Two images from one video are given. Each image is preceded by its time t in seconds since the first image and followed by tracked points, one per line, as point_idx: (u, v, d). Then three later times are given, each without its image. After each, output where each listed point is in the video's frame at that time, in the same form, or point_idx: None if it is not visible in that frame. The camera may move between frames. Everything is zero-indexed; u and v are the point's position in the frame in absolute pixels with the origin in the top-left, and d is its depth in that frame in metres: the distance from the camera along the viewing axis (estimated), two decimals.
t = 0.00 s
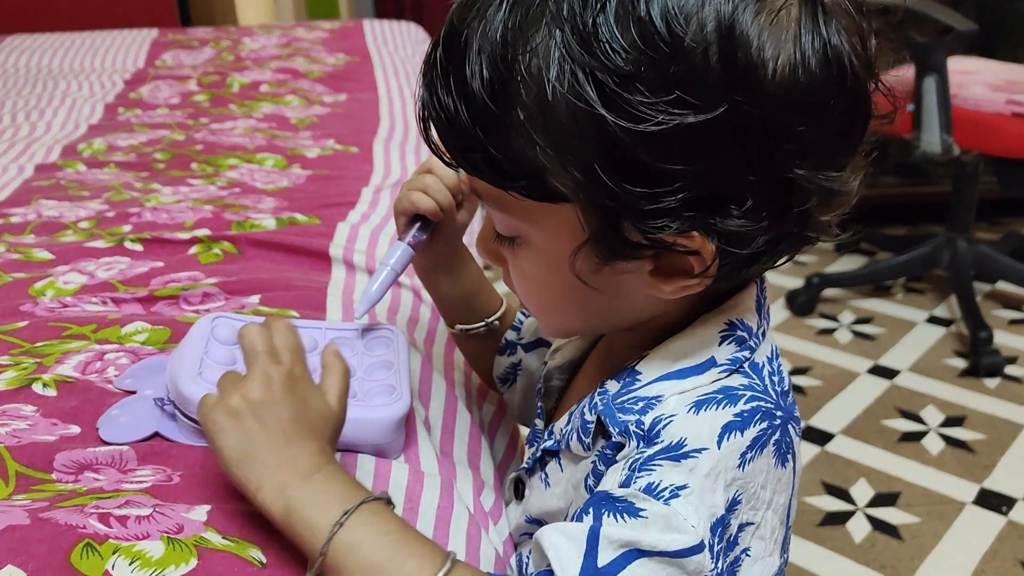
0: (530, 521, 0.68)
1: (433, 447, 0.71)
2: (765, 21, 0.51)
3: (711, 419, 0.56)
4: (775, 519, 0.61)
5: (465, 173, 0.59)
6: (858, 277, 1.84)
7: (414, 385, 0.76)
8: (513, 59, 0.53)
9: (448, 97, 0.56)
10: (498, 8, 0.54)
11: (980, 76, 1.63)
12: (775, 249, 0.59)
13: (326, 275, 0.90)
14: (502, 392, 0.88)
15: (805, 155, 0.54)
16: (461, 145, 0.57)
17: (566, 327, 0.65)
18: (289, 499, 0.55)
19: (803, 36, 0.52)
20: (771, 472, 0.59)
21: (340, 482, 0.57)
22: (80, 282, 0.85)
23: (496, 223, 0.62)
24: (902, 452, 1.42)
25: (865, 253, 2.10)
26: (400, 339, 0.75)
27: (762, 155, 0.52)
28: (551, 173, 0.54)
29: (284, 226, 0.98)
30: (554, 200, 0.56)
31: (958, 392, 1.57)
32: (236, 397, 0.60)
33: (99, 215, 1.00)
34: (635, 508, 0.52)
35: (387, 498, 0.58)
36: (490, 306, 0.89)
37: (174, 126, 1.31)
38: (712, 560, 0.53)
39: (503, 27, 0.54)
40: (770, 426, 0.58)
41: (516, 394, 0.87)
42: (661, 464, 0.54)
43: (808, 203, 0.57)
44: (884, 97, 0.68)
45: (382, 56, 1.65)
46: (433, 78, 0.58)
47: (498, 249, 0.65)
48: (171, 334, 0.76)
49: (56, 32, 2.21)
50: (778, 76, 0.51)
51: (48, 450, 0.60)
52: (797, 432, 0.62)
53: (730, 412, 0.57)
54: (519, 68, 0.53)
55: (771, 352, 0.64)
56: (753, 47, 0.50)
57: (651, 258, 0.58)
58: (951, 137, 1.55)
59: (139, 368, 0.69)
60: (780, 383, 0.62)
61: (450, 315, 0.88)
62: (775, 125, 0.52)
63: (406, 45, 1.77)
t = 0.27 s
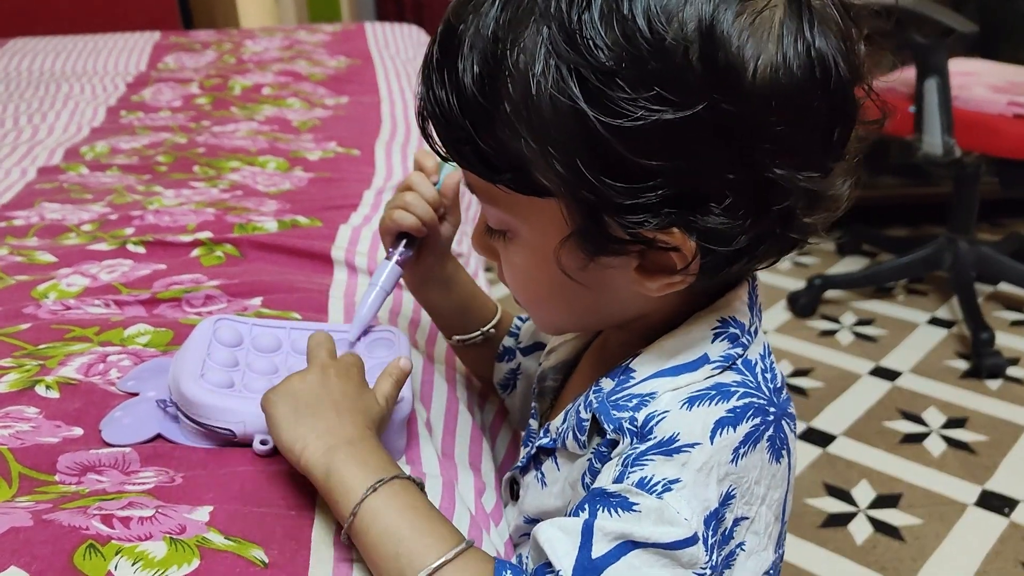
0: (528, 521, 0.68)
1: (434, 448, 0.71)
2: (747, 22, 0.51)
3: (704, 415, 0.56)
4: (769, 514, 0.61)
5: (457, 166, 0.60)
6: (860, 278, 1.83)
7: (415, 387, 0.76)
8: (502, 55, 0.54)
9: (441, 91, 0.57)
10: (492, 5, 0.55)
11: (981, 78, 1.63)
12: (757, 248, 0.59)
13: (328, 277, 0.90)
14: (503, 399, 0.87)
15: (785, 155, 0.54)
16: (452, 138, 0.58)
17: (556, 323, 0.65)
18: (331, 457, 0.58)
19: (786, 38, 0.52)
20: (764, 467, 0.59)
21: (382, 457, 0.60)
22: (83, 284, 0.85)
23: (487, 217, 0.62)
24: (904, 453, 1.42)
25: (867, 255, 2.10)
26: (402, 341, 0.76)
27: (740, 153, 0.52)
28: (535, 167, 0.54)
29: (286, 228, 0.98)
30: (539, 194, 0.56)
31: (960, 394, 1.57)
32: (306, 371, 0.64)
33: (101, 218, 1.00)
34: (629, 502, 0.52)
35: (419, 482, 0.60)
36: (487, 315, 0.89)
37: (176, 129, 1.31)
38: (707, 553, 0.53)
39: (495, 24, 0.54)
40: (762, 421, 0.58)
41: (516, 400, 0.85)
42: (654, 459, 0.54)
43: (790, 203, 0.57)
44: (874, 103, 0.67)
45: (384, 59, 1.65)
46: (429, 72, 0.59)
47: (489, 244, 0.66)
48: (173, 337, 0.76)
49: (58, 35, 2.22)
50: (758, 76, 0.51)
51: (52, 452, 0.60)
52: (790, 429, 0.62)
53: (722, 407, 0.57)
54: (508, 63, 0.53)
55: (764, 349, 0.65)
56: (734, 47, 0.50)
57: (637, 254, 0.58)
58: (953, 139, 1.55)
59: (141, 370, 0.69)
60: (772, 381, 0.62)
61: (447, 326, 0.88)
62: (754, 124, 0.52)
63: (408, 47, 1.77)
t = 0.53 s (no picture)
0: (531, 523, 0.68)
1: (437, 451, 0.71)
2: (735, 21, 0.51)
3: (704, 417, 0.56)
4: (770, 513, 0.61)
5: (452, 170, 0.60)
6: (862, 281, 1.83)
7: (418, 389, 0.76)
8: (494, 59, 0.54)
9: (436, 96, 0.57)
10: (484, 10, 0.56)
11: (983, 81, 1.63)
12: (749, 247, 0.59)
13: (331, 281, 0.90)
14: (505, 400, 0.87)
15: (775, 153, 0.54)
16: (446, 142, 0.58)
17: (554, 324, 0.66)
18: (331, 470, 0.58)
19: (774, 37, 0.53)
20: (764, 467, 0.59)
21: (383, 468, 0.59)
22: (87, 288, 0.85)
23: (484, 220, 0.63)
24: (907, 456, 1.42)
25: (869, 258, 2.10)
26: (405, 344, 0.76)
27: (730, 152, 0.53)
28: (528, 170, 0.54)
29: (289, 232, 0.98)
30: (533, 196, 0.57)
31: (963, 396, 1.57)
32: (302, 387, 0.64)
33: (105, 222, 1.00)
34: (632, 506, 0.53)
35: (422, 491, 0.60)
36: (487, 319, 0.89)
37: (179, 133, 1.32)
38: (709, 555, 0.54)
39: (488, 28, 0.55)
40: (762, 422, 0.59)
41: (519, 402, 0.86)
42: (655, 462, 0.54)
43: (783, 201, 0.57)
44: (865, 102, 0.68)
45: (386, 63, 1.66)
46: (423, 77, 0.59)
47: (487, 246, 0.66)
48: (177, 340, 0.76)
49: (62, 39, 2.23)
50: (747, 75, 0.51)
51: (56, 454, 0.60)
52: (790, 429, 0.62)
53: (723, 409, 0.57)
54: (500, 67, 0.54)
55: (763, 348, 0.65)
56: (722, 46, 0.51)
57: (632, 254, 0.58)
58: (955, 141, 1.55)
59: (146, 373, 0.70)
60: (772, 381, 0.62)
61: (449, 330, 0.88)
62: (743, 123, 0.52)
63: (411, 51, 1.78)
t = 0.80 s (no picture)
0: (535, 532, 0.68)
1: (441, 459, 0.70)
2: (746, 27, 0.51)
3: (712, 428, 0.56)
4: (778, 522, 0.61)
5: (457, 183, 0.59)
6: (868, 285, 1.83)
7: (422, 397, 0.76)
8: (500, 70, 0.54)
9: (440, 109, 0.57)
10: (486, 21, 0.55)
11: (988, 84, 1.62)
12: (762, 253, 0.59)
13: (334, 287, 0.90)
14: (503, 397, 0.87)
15: (789, 158, 0.54)
16: (450, 155, 0.57)
17: (561, 335, 0.65)
18: (335, 489, 0.57)
19: (784, 41, 0.53)
20: (772, 477, 0.59)
21: (387, 484, 0.59)
22: (90, 295, 0.85)
23: (490, 233, 0.62)
24: (913, 461, 1.41)
25: (874, 262, 2.09)
26: (409, 351, 0.76)
27: (745, 158, 0.53)
28: (538, 182, 0.54)
29: (292, 239, 0.98)
30: (543, 208, 0.57)
31: (969, 401, 1.56)
32: (303, 403, 0.63)
33: (109, 229, 1.00)
34: (640, 519, 0.52)
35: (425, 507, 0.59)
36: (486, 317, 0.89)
37: (183, 140, 1.32)
38: (718, 567, 0.54)
39: (491, 39, 0.54)
40: (770, 432, 0.58)
41: (516, 398, 0.86)
42: (664, 474, 0.54)
43: (795, 206, 0.57)
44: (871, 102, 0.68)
45: (390, 69, 1.66)
46: (425, 89, 0.58)
47: (492, 258, 0.66)
48: (181, 347, 0.76)
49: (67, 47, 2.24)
50: (760, 80, 0.51)
51: (59, 463, 0.60)
52: (798, 438, 0.62)
53: (731, 420, 0.57)
54: (506, 77, 0.53)
55: (770, 357, 0.65)
56: (734, 52, 0.51)
57: (643, 264, 0.58)
58: (961, 146, 1.55)
59: (149, 381, 0.69)
60: (779, 389, 0.62)
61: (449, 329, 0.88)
62: (757, 130, 0.52)
63: (414, 57, 1.78)
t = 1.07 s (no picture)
0: (538, 537, 0.68)
1: (446, 463, 0.71)
2: (758, 35, 0.52)
3: (715, 431, 0.56)
4: (779, 525, 0.61)
5: (465, 192, 0.60)
6: (873, 289, 1.83)
7: (426, 401, 0.76)
8: (510, 80, 0.54)
9: (447, 118, 0.57)
10: (494, 30, 0.55)
11: (993, 87, 1.62)
12: (772, 260, 0.59)
13: (339, 292, 0.90)
14: (499, 398, 0.87)
15: (801, 165, 0.55)
16: (459, 164, 0.58)
17: (568, 342, 0.66)
18: (336, 497, 0.57)
19: (795, 49, 0.53)
20: (775, 480, 0.59)
21: (390, 492, 0.59)
22: (97, 301, 0.86)
23: (496, 241, 0.62)
24: (919, 465, 1.41)
25: (879, 265, 2.09)
26: (413, 355, 0.76)
27: (757, 167, 0.53)
28: (550, 192, 0.54)
29: (298, 244, 0.99)
30: (552, 216, 0.57)
31: (975, 405, 1.56)
32: (307, 412, 0.64)
33: (115, 235, 1.01)
34: (643, 521, 0.52)
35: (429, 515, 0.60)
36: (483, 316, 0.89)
37: (189, 146, 1.32)
38: (720, 569, 0.54)
39: (500, 49, 0.54)
40: (772, 435, 0.59)
41: (513, 399, 0.86)
42: (667, 477, 0.54)
43: (805, 213, 0.58)
44: (877, 107, 0.68)
45: (394, 74, 1.67)
46: (432, 99, 0.58)
47: (498, 266, 0.66)
48: (187, 352, 0.77)
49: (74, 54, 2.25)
50: (772, 89, 0.51)
51: (66, 467, 0.60)
52: (800, 441, 0.62)
53: (734, 423, 0.57)
54: (516, 88, 0.53)
55: (773, 360, 0.65)
56: (747, 61, 0.51)
57: (653, 271, 0.58)
58: (966, 148, 1.54)
59: (155, 386, 0.70)
60: (782, 393, 0.62)
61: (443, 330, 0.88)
62: (770, 138, 0.52)
63: (418, 62, 1.78)
